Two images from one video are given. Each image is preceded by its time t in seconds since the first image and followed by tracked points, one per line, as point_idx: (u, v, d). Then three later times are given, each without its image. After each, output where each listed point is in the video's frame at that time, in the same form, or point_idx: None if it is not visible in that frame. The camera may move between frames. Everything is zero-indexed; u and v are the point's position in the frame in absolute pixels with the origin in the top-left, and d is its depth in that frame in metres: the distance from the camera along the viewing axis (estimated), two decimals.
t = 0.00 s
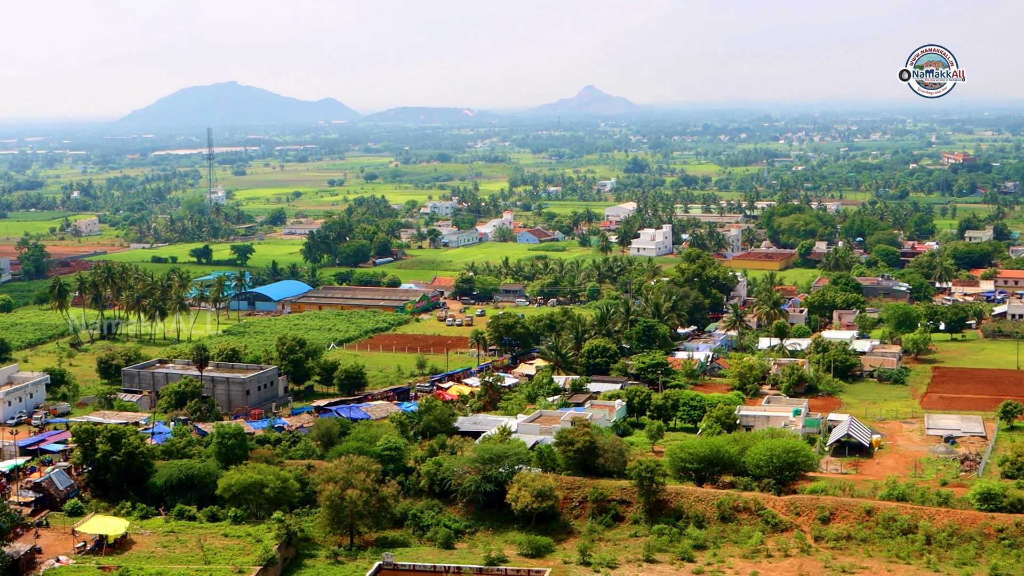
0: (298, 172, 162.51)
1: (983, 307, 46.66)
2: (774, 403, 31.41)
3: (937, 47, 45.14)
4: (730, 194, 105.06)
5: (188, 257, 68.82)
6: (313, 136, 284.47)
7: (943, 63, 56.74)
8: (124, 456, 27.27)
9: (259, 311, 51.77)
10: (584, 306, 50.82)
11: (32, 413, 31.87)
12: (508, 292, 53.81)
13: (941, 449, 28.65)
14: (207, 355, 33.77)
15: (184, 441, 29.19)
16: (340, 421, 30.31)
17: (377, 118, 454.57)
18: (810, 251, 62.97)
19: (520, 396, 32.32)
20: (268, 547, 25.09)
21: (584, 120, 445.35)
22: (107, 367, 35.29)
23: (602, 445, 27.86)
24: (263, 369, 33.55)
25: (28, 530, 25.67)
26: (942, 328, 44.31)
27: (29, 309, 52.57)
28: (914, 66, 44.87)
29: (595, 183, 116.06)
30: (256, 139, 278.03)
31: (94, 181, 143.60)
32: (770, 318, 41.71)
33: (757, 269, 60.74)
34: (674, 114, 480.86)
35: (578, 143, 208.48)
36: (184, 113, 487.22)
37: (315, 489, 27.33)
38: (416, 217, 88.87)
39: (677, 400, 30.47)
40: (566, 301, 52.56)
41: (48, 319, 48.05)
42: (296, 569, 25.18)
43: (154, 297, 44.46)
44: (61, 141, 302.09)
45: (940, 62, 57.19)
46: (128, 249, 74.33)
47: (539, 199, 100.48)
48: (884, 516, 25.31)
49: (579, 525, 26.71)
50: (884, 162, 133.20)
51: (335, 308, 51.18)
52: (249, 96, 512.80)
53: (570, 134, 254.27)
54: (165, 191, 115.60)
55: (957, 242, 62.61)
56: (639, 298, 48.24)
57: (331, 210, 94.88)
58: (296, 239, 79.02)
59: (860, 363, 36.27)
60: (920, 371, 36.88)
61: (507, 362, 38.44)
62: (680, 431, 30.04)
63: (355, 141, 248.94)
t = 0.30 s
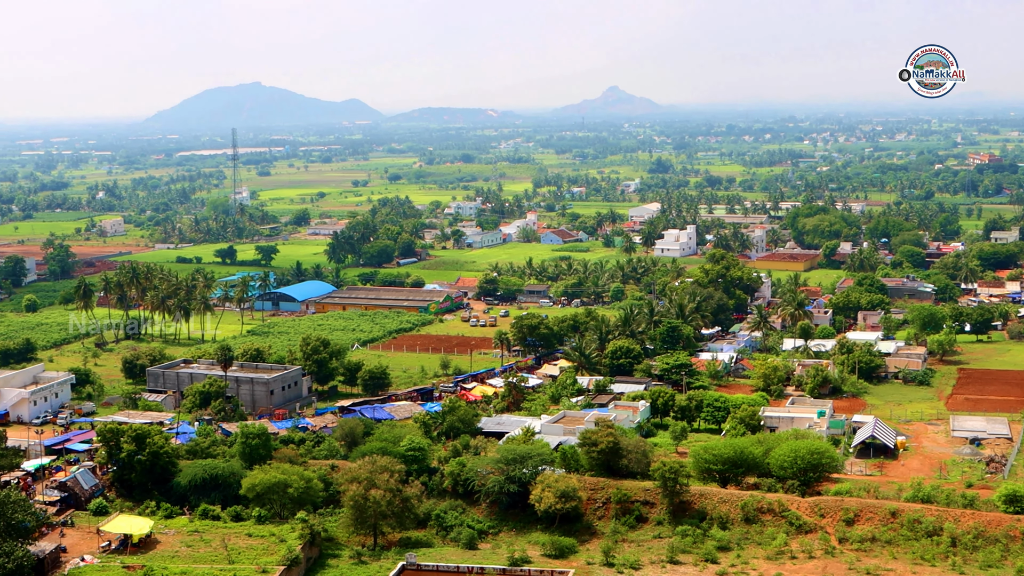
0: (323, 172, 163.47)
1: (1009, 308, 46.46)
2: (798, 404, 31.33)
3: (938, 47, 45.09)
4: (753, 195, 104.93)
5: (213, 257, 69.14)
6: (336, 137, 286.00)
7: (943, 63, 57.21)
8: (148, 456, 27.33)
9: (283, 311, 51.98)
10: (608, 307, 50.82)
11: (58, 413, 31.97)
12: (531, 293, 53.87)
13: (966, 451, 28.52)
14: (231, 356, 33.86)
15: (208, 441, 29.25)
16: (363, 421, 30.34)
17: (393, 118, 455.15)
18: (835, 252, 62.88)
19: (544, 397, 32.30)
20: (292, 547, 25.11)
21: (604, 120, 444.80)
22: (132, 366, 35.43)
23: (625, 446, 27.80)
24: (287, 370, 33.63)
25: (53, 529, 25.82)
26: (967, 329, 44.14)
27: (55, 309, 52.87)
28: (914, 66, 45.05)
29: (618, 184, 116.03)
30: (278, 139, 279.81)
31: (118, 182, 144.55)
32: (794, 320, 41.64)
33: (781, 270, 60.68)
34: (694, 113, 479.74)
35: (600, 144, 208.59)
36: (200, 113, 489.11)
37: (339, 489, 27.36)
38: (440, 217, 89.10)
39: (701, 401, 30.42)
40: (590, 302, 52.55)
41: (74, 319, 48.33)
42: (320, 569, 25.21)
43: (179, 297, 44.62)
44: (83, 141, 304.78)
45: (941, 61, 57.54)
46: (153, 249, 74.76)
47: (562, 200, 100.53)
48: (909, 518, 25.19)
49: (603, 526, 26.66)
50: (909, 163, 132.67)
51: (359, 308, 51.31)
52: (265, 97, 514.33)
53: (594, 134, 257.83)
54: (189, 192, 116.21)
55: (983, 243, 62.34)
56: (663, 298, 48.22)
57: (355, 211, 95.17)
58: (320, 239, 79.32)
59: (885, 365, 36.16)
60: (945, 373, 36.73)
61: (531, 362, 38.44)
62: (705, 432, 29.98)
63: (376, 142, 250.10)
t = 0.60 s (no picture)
0: (343, 173, 164.00)
1: None
2: (819, 406, 31.24)
3: (938, 49, 44.71)
4: (775, 196, 104.74)
5: (235, 258, 69.39)
6: (356, 139, 287.34)
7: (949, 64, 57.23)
8: (170, 456, 27.38)
9: (304, 312, 52.17)
10: (629, 308, 50.81)
11: (79, 413, 32.13)
12: (552, 294, 53.94)
13: (988, 453, 28.40)
14: (253, 356, 33.94)
15: (229, 441, 29.29)
16: (384, 422, 30.36)
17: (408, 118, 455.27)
18: (857, 254, 62.75)
19: (564, 398, 32.27)
20: (313, 548, 25.11)
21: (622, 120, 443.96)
22: (154, 367, 35.54)
23: (646, 447, 27.75)
24: (308, 370, 33.70)
25: (75, 529, 25.95)
26: (990, 330, 43.96)
27: (78, 309, 53.13)
28: (913, 66, 44.90)
29: (639, 185, 115.97)
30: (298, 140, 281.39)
31: (140, 183, 145.35)
32: (815, 321, 41.71)
33: (802, 271, 60.59)
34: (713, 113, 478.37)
35: (620, 145, 208.42)
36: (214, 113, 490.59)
37: (359, 490, 27.36)
38: (461, 218, 89.25)
39: (722, 402, 30.37)
40: (611, 303, 52.51)
41: (96, 319, 48.58)
42: (340, 569, 25.21)
43: (201, 298, 44.75)
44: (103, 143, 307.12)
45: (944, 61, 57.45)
46: (175, 250, 75.13)
47: (583, 201, 100.49)
48: (930, 520, 25.09)
49: (624, 527, 26.60)
50: (932, 164, 132.05)
51: (379, 309, 51.35)
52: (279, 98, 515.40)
53: (616, 134, 263.86)
54: (212, 193, 116.76)
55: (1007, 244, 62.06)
56: (683, 300, 48.19)
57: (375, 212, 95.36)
58: (341, 240, 79.53)
59: (906, 366, 36.07)
60: (967, 375, 36.60)
61: (551, 364, 38.42)
62: (726, 434, 29.93)
63: (397, 143, 251.10)
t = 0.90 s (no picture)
0: (364, 173, 164.39)
1: None
2: (844, 407, 31.17)
3: (941, 51, 44.65)
4: (799, 197, 104.52)
5: (259, 258, 69.63)
6: (381, 140, 288.43)
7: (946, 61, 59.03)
8: (194, 455, 27.46)
9: (328, 312, 52.30)
10: (653, 309, 50.76)
11: (105, 412, 32.26)
12: (576, 295, 53.96)
13: (1015, 455, 28.26)
14: (276, 356, 34.02)
15: (253, 441, 29.35)
16: (408, 422, 30.38)
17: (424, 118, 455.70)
18: (881, 254, 62.63)
19: (588, 399, 32.26)
20: (336, 548, 25.13)
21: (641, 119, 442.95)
22: (179, 367, 35.66)
23: (670, 447, 27.69)
24: (331, 370, 33.76)
25: (100, 528, 26.10)
26: (1016, 332, 43.76)
27: (103, 309, 53.43)
28: (915, 67, 45.00)
29: (663, 186, 115.88)
30: (320, 141, 282.88)
31: (164, 184, 146.21)
32: (840, 322, 41.81)
33: (826, 272, 60.53)
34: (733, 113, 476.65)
35: (642, 145, 208.33)
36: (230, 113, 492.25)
37: (383, 490, 27.39)
38: (485, 219, 89.41)
39: (746, 403, 30.33)
40: (634, 304, 52.45)
41: (121, 319, 48.82)
42: (364, 569, 25.24)
43: (225, 298, 44.88)
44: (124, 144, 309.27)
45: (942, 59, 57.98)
46: (200, 250, 75.54)
47: (607, 201, 100.46)
48: (955, 522, 24.94)
49: (647, 528, 26.56)
50: (957, 165, 131.42)
51: (403, 309, 51.38)
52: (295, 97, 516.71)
53: (640, 134, 266.41)
54: (236, 193, 117.29)
55: None
56: (707, 300, 48.14)
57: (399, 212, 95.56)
58: (365, 240, 79.65)
59: (932, 367, 35.98)
60: (993, 376, 36.44)
61: (575, 364, 38.40)
62: (750, 435, 29.87)
63: (421, 144, 252.30)
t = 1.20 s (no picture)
0: (389, 173, 164.87)
1: None
2: (869, 409, 31.06)
3: (937, 49, 44.39)
4: (825, 198, 104.14)
5: (283, 258, 69.84)
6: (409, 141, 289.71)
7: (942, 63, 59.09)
8: (219, 455, 27.56)
9: (352, 313, 52.44)
10: (677, 310, 50.66)
11: (130, 412, 32.43)
12: (600, 296, 53.93)
13: None
14: (301, 356, 34.10)
15: (278, 441, 29.41)
16: (431, 423, 30.41)
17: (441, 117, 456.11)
18: (907, 256, 62.38)
19: (612, 400, 32.22)
20: (360, 548, 25.15)
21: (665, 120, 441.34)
22: (203, 367, 35.80)
23: (694, 449, 27.63)
24: (355, 371, 33.82)
25: (125, 527, 26.26)
26: None
27: (128, 309, 53.71)
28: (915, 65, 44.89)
29: (688, 187, 115.68)
30: (355, 142, 284.55)
31: (190, 184, 147.04)
32: (865, 324, 41.01)
33: (852, 274, 60.38)
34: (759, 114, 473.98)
35: (667, 146, 208.06)
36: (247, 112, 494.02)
37: (407, 490, 27.40)
38: (509, 220, 89.57)
39: (771, 405, 30.28)
40: (659, 305, 52.38)
41: (146, 319, 49.09)
42: (387, 569, 25.27)
43: (249, 298, 45.02)
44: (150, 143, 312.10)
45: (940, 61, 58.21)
46: (225, 251, 75.86)
47: (632, 203, 100.34)
48: (981, 526, 24.77)
49: (671, 530, 26.51)
50: (984, 167, 130.56)
51: (427, 310, 51.41)
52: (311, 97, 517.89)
53: (665, 135, 265.75)
54: (261, 193, 117.76)
55: None
56: (731, 302, 48.09)
57: (424, 213, 95.64)
58: (390, 241, 79.72)
59: (957, 370, 35.82)
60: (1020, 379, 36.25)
61: (599, 366, 38.38)
62: (774, 437, 29.84)
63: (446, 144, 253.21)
